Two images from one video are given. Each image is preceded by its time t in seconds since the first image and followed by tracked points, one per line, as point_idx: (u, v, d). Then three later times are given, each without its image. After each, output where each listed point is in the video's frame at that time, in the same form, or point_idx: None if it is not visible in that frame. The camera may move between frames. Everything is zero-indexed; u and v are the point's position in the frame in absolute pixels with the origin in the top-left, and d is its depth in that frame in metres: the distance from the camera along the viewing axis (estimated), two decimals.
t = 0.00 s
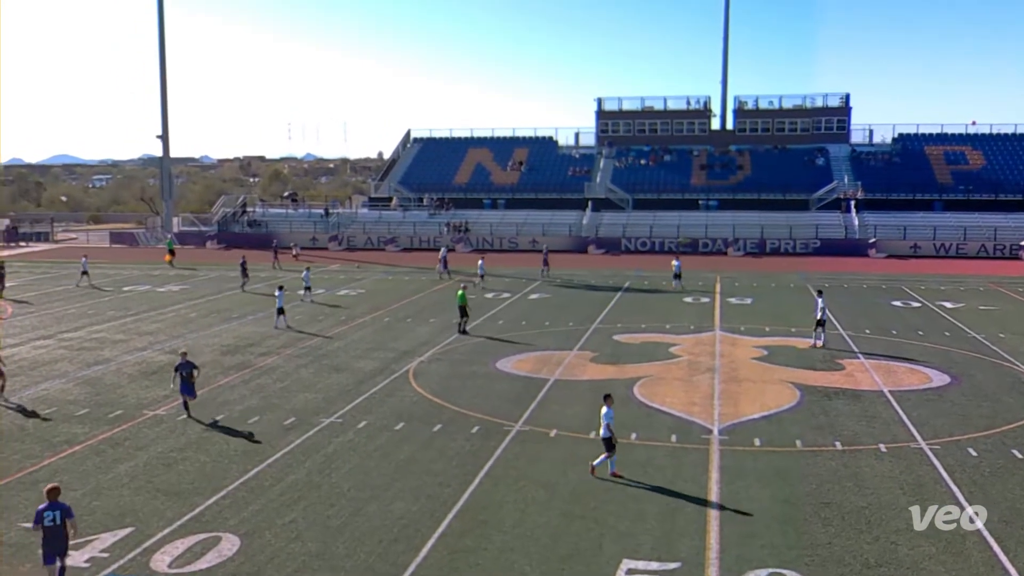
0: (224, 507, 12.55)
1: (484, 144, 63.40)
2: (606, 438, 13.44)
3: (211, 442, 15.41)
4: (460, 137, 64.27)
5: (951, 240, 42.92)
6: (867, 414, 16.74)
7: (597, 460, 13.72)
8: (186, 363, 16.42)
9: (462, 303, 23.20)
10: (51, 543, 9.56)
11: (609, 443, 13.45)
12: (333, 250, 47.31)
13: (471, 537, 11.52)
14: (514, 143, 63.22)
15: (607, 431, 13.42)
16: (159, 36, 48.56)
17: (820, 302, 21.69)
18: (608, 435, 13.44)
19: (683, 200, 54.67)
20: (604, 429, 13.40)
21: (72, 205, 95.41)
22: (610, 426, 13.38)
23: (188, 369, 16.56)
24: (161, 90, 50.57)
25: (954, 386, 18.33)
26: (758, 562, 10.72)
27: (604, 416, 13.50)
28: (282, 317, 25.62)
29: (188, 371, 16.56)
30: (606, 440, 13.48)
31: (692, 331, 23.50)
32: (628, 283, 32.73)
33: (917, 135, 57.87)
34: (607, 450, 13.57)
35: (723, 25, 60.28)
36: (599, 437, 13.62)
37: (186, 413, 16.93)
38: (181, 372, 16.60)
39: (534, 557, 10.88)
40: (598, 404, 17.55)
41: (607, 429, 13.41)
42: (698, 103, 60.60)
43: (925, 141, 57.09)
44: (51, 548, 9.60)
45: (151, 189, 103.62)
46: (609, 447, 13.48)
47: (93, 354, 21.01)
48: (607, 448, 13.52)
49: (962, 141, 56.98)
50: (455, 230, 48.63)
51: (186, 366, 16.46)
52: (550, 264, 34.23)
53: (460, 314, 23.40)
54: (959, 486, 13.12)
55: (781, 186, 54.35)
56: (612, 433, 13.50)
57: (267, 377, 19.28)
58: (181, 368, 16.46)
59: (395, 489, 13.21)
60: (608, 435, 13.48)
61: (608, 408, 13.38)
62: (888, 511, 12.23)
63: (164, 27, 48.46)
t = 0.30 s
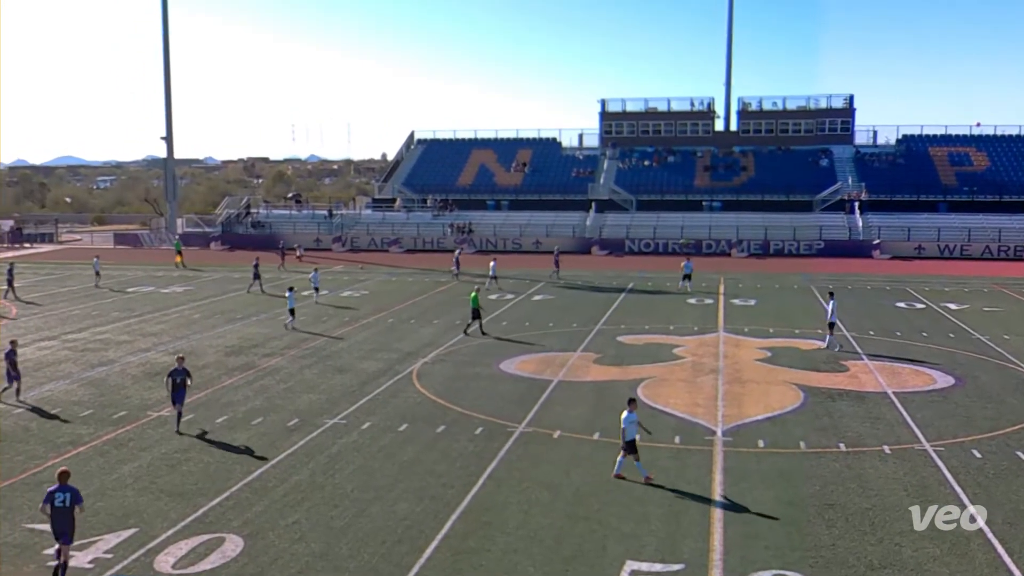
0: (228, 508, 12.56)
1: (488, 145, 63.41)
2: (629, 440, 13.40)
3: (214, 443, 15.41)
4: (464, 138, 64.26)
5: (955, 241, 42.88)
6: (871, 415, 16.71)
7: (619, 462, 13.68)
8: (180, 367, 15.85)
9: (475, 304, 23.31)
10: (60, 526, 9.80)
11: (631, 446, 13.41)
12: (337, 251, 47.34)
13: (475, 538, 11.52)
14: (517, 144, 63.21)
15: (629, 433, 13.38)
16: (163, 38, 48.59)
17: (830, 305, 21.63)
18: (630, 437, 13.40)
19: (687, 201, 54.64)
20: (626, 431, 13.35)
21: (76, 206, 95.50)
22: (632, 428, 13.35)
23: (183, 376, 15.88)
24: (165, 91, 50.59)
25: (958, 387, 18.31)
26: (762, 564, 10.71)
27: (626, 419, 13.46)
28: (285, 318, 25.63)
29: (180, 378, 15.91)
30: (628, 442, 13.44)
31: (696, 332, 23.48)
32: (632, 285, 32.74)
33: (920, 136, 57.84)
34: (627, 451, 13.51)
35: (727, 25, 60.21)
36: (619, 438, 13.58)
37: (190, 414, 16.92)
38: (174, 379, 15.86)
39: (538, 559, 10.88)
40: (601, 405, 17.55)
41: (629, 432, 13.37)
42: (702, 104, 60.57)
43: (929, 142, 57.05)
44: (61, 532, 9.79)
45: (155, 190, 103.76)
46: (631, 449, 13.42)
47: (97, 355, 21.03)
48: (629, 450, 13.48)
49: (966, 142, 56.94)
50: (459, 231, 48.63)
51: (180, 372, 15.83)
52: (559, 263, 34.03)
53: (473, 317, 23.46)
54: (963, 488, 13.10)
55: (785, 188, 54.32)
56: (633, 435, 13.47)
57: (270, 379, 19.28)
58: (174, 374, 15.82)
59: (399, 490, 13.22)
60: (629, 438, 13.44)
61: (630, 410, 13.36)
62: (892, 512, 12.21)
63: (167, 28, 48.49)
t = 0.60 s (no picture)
0: (231, 509, 12.56)
1: (491, 146, 63.43)
2: (651, 442, 13.37)
3: (217, 444, 15.42)
4: (467, 139, 64.28)
5: (959, 242, 42.83)
6: (875, 417, 16.69)
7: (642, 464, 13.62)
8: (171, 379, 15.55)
9: (486, 303, 23.45)
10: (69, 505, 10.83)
11: (655, 447, 13.36)
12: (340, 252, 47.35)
13: (477, 539, 11.52)
14: (520, 145, 63.21)
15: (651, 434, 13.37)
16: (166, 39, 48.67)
17: (840, 306, 21.58)
18: (653, 439, 13.38)
19: (689, 202, 54.61)
20: (648, 433, 13.34)
21: (79, 207, 95.55)
22: (654, 430, 13.34)
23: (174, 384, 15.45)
24: (168, 93, 50.63)
25: (961, 388, 18.29)
26: (765, 565, 10.69)
27: (648, 421, 13.46)
28: (288, 319, 25.63)
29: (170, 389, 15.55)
30: (650, 444, 13.40)
31: (699, 334, 23.46)
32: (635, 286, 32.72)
33: (924, 137, 57.77)
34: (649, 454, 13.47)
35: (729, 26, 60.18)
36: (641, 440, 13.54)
37: (193, 415, 16.92)
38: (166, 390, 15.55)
39: (541, 560, 10.87)
40: (605, 406, 17.54)
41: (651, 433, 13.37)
42: (705, 105, 60.54)
43: (932, 142, 56.99)
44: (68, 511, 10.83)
45: (157, 191, 103.84)
46: (654, 451, 13.39)
47: (100, 356, 21.04)
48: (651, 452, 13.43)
49: (969, 143, 56.86)
50: (462, 232, 48.65)
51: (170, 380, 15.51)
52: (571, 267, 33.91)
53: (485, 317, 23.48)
54: (966, 489, 13.08)
55: (788, 189, 54.28)
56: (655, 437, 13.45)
57: (273, 380, 19.28)
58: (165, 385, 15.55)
59: (402, 491, 13.22)
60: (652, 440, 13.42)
61: (653, 411, 13.36)
62: (895, 514, 12.20)
63: (171, 30, 48.57)
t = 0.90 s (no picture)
0: (230, 509, 12.56)
1: (490, 147, 63.44)
2: (669, 446, 13.20)
3: (217, 444, 15.42)
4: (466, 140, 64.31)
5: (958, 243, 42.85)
6: (874, 417, 16.69)
7: (659, 468, 13.46)
8: (158, 387, 14.95)
9: (495, 306, 23.30)
10: (70, 486, 11.44)
11: (673, 450, 13.19)
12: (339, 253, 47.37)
13: (477, 540, 11.51)
14: (520, 146, 63.23)
15: (669, 438, 13.20)
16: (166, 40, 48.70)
17: (846, 307, 21.57)
18: (671, 442, 13.21)
19: (689, 203, 54.64)
20: (666, 436, 13.17)
21: (78, 208, 95.56)
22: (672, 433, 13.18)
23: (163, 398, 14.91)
24: (168, 93, 50.63)
25: (961, 389, 18.30)
26: (764, 565, 10.70)
27: (667, 424, 13.28)
28: (288, 320, 25.64)
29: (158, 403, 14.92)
30: (668, 448, 13.22)
31: (699, 334, 23.48)
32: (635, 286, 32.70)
33: (923, 138, 57.77)
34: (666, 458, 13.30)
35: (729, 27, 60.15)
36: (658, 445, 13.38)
37: (193, 416, 16.91)
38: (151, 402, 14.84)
39: (541, 560, 10.87)
40: (604, 406, 17.55)
41: (670, 436, 13.20)
42: (705, 105, 60.54)
43: (931, 143, 56.99)
44: (70, 491, 11.47)
45: (157, 192, 103.87)
46: (671, 455, 13.21)
47: (99, 357, 21.04)
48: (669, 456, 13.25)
49: (969, 143, 56.86)
50: (461, 233, 48.66)
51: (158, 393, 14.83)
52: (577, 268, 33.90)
53: (492, 317, 23.46)
54: (965, 490, 13.08)
55: (787, 189, 54.30)
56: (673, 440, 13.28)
57: (273, 380, 19.28)
58: (150, 395, 14.93)
59: (402, 492, 13.22)
60: (669, 443, 13.24)
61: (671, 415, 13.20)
62: (895, 514, 12.20)
63: (170, 31, 48.58)
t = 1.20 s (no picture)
0: (228, 510, 12.54)
1: (488, 146, 63.37)
2: (687, 447, 13.14)
3: (215, 445, 15.40)
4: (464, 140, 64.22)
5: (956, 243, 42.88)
6: (871, 417, 16.70)
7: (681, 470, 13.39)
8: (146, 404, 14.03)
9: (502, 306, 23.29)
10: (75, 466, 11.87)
11: (691, 451, 13.12)
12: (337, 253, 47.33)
13: (475, 540, 11.51)
14: (517, 146, 63.16)
15: (686, 438, 13.15)
16: (163, 40, 48.64)
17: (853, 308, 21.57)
18: (688, 442, 13.16)
19: (687, 203, 54.65)
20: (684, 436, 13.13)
21: (75, 208, 95.35)
22: (689, 433, 13.14)
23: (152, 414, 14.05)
24: (165, 93, 50.55)
25: (959, 389, 18.31)
26: (762, 565, 10.70)
27: (683, 424, 13.23)
28: (286, 320, 25.62)
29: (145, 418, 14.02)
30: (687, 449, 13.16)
31: (697, 334, 23.47)
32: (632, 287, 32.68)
33: (921, 138, 57.79)
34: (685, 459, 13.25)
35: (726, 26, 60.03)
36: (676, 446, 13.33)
37: (190, 417, 16.87)
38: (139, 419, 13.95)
39: (539, 560, 10.86)
40: (602, 406, 17.56)
41: (687, 436, 13.17)
42: (703, 105, 60.49)
43: (929, 143, 57.02)
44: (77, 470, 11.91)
45: (155, 192, 103.63)
46: (692, 456, 13.15)
47: (97, 357, 21.00)
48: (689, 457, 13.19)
49: (966, 143, 56.90)
50: (459, 233, 48.64)
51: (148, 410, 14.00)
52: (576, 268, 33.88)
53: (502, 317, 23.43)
54: (963, 490, 13.08)
55: (785, 190, 54.35)
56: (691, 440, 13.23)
57: (271, 381, 19.26)
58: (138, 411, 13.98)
59: (400, 492, 13.22)
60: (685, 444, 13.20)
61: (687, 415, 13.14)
62: (893, 514, 12.21)
63: (167, 31, 48.49)
